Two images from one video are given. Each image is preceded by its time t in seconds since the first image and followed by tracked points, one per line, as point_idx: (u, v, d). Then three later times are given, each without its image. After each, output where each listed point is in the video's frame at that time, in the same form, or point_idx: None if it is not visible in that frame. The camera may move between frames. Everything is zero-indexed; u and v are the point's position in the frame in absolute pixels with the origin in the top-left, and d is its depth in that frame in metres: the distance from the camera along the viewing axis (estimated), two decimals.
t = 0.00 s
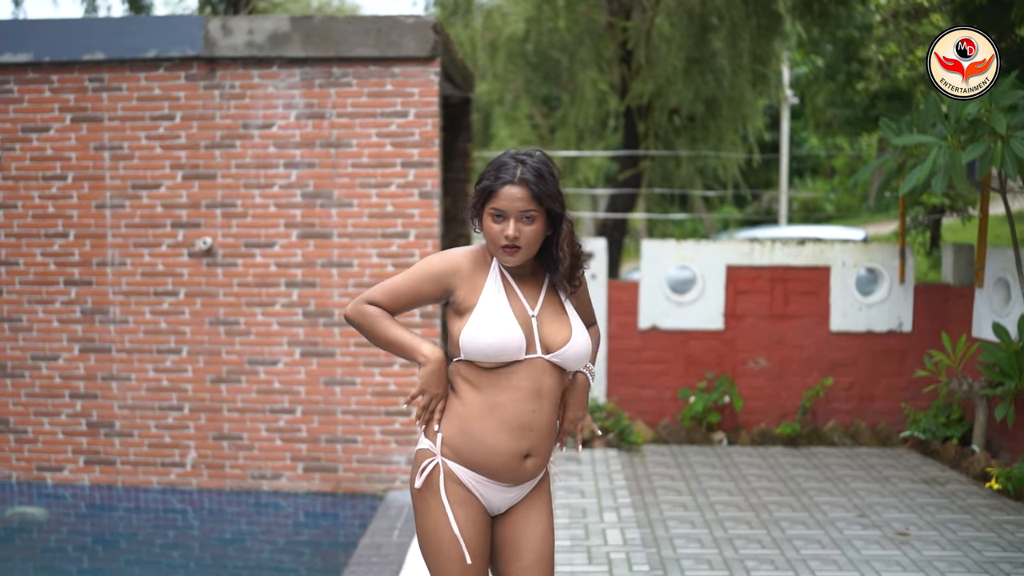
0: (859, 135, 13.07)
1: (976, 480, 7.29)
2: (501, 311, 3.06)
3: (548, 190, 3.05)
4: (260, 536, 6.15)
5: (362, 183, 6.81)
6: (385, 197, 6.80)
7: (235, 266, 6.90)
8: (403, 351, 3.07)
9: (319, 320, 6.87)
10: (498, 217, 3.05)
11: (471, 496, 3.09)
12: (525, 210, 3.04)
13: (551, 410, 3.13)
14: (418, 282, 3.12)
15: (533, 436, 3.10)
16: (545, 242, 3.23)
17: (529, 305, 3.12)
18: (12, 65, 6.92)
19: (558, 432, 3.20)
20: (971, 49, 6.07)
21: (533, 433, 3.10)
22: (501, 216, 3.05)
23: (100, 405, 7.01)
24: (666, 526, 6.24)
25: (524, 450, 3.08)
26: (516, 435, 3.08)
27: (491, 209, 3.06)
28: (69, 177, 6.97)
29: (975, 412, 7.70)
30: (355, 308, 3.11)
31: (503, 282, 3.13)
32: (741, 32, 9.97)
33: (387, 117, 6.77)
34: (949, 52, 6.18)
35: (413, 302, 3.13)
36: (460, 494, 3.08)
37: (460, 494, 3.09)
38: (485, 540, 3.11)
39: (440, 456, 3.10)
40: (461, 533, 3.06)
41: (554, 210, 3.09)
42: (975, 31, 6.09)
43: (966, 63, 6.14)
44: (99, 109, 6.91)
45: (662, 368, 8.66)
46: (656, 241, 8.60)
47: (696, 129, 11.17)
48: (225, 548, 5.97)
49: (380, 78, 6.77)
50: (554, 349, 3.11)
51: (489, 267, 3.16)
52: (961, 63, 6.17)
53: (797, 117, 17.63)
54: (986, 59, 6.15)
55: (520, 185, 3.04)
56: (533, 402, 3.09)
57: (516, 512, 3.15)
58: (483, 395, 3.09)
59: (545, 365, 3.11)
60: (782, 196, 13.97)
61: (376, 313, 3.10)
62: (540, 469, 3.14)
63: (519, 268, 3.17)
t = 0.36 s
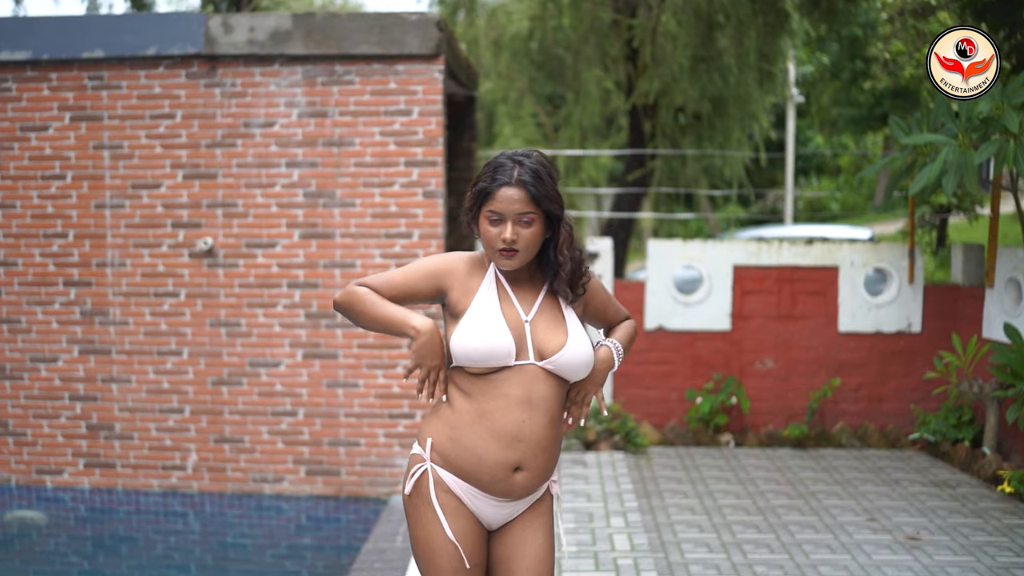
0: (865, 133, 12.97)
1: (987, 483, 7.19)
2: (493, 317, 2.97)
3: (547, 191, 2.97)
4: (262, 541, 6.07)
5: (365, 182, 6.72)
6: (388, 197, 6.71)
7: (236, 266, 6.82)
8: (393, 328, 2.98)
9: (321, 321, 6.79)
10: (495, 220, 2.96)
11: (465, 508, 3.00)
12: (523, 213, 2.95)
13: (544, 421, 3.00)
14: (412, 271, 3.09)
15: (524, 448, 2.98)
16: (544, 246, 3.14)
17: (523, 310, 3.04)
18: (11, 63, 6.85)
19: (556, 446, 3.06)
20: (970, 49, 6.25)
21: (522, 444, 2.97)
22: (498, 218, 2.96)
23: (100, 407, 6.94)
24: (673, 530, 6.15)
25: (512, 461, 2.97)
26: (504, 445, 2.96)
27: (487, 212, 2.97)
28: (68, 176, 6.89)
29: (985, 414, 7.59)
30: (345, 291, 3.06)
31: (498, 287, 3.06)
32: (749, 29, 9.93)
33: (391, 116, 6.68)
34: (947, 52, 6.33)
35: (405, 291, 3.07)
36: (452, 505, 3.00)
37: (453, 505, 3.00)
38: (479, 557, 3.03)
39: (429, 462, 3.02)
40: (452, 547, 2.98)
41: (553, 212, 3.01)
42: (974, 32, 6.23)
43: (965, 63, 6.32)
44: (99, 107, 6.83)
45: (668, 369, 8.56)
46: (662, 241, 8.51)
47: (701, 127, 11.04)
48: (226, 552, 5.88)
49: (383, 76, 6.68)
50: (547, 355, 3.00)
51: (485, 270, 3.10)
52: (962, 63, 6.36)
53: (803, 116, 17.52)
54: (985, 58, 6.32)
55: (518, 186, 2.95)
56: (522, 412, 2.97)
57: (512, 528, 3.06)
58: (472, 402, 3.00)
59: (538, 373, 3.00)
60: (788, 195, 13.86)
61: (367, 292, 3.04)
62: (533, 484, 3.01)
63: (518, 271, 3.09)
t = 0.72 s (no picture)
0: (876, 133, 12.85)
1: (1003, 486, 7.08)
2: (484, 321, 2.91)
3: (551, 193, 2.89)
4: (268, 544, 6.00)
5: (372, 182, 6.65)
6: (395, 196, 6.64)
7: (242, 267, 6.75)
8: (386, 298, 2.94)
9: (328, 322, 6.72)
10: (496, 221, 2.89)
11: (464, 513, 2.92)
12: (527, 215, 2.87)
13: (539, 428, 2.91)
14: (417, 263, 3.09)
15: (517, 455, 2.89)
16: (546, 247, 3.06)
17: (517, 313, 2.96)
18: (15, 61, 6.80)
19: (556, 457, 2.94)
20: (971, 50, 5.53)
21: (513, 451, 2.88)
22: (500, 220, 2.88)
23: (105, 409, 6.88)
24: (684, 534, 6.06)
25: (504, 469, 2.88)
26: (496, 451, 2.89)
27: (490, 214, 2.89)
28: (73, 176, 6.83)
29: (1000, 416, 7.48)
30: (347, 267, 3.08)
31: (496, 289, 3.00)
32: (759, 27, 9.85)
33: (398, 114, 6.61)
34: (949, 51, 5.58)
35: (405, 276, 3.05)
36: (449, 508, 2.92)
37: (451, 509, 2.92)
38: (480, 567, 2.92)
39: (428, 465, 2.98)
40: (449, 549, 2.88)
41: (557, 213, 2.93)
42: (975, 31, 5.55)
43: (966, 63, 5.61)
44: (104, 106, 6.78)
45: (678, 371, 8.46)
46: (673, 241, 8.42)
47: (712, 127, 10.97)
48: (232, 555, 5.81)
49: (391, 74, 6.61)
50: (540, 358, 2.91)
51: (488, 271, 3.05)
52: (962, 63, 5.61)
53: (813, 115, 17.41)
54: (986, 58, 5.60)
55: (521, 188, 2.87)
56: (514, 417, 2.89)
57: (516, 540, 2.95)
58: (467, 407, 2.95)
59: (532, 377, 2.92)
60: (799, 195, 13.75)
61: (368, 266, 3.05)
62: (530, 494, 2.89)
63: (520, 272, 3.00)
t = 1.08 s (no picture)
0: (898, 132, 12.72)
1: None
2: (497, 318, 2.88)
3: (572, 191, 2.83)
4: (286, 545, 5.96)
5: (391, 181, 6.61)
6: (414, 195, 6.59)
7: (260, 266, 6.73)
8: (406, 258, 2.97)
9: (346, 322, 6.69)
10: (517, 219, 2.83)
11: (489, 513, 2.90)
12: (548, 213, 2.82)
13: (554, 426, 2.86)
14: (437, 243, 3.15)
15: (531, 454, 2.84)
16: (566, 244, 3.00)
17: (532, 309, 2.92)
18: (33, 60, 6.81)
19: (576, 455, 2.88)
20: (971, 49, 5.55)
21: (527, 450, 2.84)
22: (521, 218, 2.83)
23: (122, 408, 6.87)
24: (705, 537, 6.00)
25: (520, 468, 2.84)
26: (510, 451, 2.85)
27: (510, 211, 2.84)
28: (91, 175, 6.83)
29: None
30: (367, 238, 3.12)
31: (513, 284, 2.96)
32: (779, 26, 9.73)
33: (417, 113, 6.57)
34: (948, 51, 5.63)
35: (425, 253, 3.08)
36: (473, 507, 2.90)
37: (474, 507, 2.90)
38: (507, 568, 2.90)
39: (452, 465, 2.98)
40: (472, 549, 2.86)
41: (579, 211, 2.88)
42: (975, 29, 5.58)
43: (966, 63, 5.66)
44: (121, 105, 6.77)
45: (698, 372, 8.39)
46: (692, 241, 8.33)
47: (732, 127, 10.89)
48: (249, 556, 5.78)
49: (409, 73, 6.57)
50: (552, 354, 2.87)
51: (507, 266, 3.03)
52: (962, 63, 5.65)
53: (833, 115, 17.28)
54: (986, 58, 5.61)
55: (542, 185, 2.81)
56: (526, 416, 2.85)
57: (544, 544, 2.92)
58: (484, 406, 2.93)
59: (544, 374, 2.87)
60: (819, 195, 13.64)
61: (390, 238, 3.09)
62: (549, 493, 2.84)
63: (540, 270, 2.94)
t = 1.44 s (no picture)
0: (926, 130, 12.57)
1: None
2: (526, 311, 2.89)
3: (607, 183, 2.80)
4: (311, 544, 5.97)
5: (417, 180, 6.60)
6: (440, 194, 6.58)
7: (286, 265, 6.73)
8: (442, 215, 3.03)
9: (372, 321, 6.68)
10: (551, 211, 2.80)
11: (529, 509, 2.90)
12: (582, 206, 2.78)
13: (586, 417, 2.84)
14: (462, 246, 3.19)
15: (565, 446, 2.83)
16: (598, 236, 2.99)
17: (561, 301, 2.91)
18: (62, 60, 6.85)
19: (611, 443, 2.86)
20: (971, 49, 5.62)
21: (561, 442, 2.83)
22: (554, 210, 2.80)
23: (149, 406, 6.90)
24: (731, 538, 5.94)
25: (555, 461, 2.84)
26: (544, 444, 2.85)
27: (544, 203, 2.81)
28: (119, 173, 6.86)
29: None
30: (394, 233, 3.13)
31: (543, 277, 2.97)
32: (806, 24, 9.67)
33: (443, 112, 6.55)
34: (949, 50, 5.63)
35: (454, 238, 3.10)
36: (513, 503, 2.91)
37: (514, 504, 2.91)
38: (551, 566, 2.90)
39: (493, 464, 2.99)
40: (513, 546, 2.87)
41: (613, 204, 2.85)
42: (976, 30, 5.67)
43: (967, 63, 5.70)
44: (148, 104, 6.80)
45: (725, 372, 8.33)
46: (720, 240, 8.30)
47: (759, 126, 10.82)
48: (275, 555, 5.79)
49: (435, 71, 6.55)
50: (581, 344, 2.85)
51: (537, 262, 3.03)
52: (962, 63, 5.68)
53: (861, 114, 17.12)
54: (986, 58, 5.69)
55: (577, 178, 2.78)
56: (557, 407, 2.84)
57: (588, 537, 2.91)
58: (517, 401, 2.93)
59: (574, 365, 2.86)
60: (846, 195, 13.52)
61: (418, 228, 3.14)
62: (588, 484, 2.83)
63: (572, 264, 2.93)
